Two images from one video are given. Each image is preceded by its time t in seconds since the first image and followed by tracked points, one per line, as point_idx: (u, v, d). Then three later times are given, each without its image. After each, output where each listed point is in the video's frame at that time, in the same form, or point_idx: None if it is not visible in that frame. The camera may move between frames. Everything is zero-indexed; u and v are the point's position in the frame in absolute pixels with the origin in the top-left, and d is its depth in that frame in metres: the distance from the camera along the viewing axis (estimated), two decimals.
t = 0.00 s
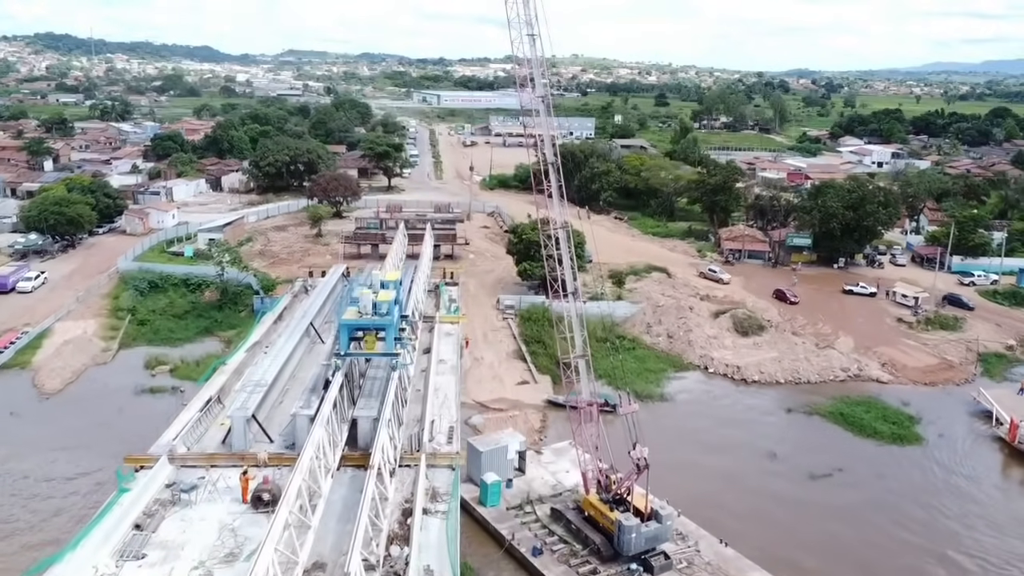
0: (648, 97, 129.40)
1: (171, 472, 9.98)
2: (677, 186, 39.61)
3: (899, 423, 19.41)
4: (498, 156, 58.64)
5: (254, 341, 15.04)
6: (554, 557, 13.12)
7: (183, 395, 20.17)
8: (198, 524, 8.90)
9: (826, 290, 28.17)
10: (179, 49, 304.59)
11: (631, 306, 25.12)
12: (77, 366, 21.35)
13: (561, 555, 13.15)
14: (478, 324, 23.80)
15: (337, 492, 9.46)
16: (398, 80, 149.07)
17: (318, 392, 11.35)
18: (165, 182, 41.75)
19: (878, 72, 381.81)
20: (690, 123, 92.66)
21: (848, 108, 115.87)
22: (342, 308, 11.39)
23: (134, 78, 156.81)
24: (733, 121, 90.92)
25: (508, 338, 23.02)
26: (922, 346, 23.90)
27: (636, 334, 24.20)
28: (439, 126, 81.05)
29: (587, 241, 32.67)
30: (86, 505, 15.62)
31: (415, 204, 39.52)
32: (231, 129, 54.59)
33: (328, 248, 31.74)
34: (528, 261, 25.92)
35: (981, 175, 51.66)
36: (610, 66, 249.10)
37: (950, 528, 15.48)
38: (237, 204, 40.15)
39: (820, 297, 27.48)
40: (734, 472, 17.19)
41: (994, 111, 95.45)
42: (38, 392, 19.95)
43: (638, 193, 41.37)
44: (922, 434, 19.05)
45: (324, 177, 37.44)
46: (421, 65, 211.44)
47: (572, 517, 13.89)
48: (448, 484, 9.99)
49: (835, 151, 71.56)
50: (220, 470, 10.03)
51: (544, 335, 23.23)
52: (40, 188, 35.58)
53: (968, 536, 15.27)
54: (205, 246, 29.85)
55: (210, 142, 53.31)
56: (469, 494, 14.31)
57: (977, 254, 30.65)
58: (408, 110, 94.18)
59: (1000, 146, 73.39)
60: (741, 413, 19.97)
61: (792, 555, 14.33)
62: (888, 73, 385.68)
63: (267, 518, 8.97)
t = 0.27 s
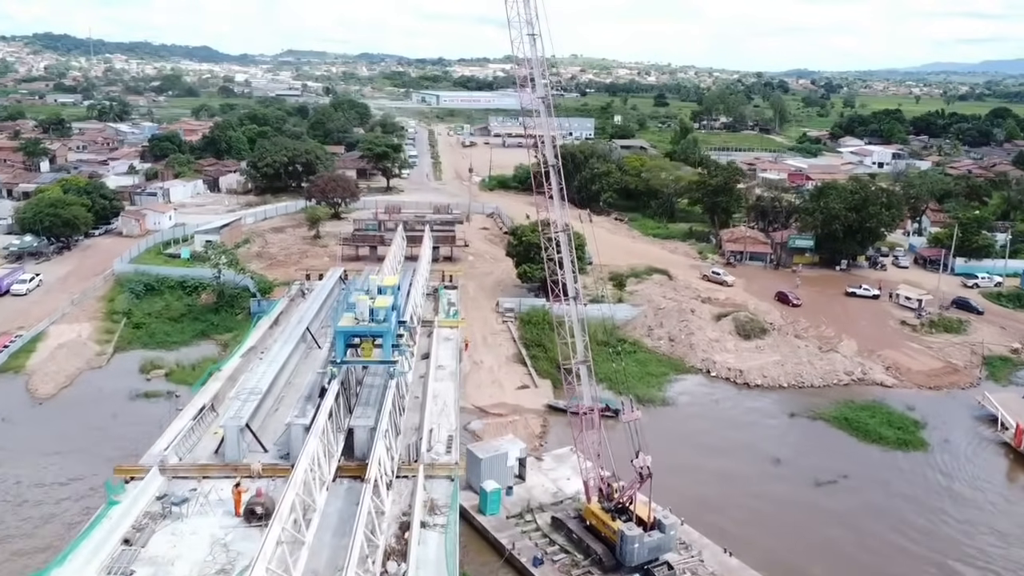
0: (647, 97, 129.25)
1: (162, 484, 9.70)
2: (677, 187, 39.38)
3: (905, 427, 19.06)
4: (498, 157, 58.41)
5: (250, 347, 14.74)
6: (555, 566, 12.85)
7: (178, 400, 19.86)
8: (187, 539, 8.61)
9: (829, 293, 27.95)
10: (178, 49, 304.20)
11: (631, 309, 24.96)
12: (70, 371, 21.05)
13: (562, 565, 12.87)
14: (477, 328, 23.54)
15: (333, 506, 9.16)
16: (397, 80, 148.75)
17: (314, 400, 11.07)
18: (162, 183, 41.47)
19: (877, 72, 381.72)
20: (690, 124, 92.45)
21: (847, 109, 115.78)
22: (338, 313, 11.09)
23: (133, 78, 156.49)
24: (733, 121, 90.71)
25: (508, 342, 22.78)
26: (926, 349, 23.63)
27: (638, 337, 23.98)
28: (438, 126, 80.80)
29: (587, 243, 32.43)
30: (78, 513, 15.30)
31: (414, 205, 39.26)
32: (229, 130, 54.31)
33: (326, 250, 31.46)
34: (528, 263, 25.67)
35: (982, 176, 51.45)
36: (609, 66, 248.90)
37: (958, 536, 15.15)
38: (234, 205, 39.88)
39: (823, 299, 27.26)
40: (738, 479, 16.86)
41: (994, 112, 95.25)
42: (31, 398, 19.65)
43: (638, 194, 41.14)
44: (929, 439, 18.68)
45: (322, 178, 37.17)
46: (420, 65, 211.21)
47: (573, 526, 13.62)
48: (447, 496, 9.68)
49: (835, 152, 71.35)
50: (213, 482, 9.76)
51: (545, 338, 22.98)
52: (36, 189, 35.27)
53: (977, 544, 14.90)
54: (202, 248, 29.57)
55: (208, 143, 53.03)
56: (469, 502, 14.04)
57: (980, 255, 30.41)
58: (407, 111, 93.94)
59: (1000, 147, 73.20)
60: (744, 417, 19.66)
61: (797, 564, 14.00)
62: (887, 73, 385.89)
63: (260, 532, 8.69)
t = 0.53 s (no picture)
0: (647, 97, 129.13)
1: (153, 492, 9.50)
2: (677, 187, 39.20)
3: (908, 430, 18.82)
4: (496, 157, 58.22)
5: (245, 351, 14.55)
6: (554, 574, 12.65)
7: (173, 404, 19.66)
8: (178, 550, 8.41)
9: (830, 294, 27.78)
10: (177, 49, 303.95)
11: (631, 311, 24.78)
12: (65, 374, 20.85)
13: (561, 572, 12.68)
14: (475, 330, 23.35)
15: (327, 516, 8.94)
16: (396, 81, 148.55)
17: (308, 407, 10.88)
18: (159, 184, 41.25)
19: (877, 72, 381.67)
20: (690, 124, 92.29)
21: (847, 109, 115.67)
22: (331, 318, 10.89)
23: (132, 78, 156.23)
24: (733, 121, 90.57)
25: (507, 344, 22.59)
26: (928, 352, 23.46)
27: (637, 339, 23.81)
28: (437, 127, 80.53)
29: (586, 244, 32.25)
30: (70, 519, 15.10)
31: (413, 206, 39.08)
32: (227, 130, 54.11)
33: (323, 251, 31.28)
34: (527, 265, 25.48)
35: (982, 176, 51.31)
36: (608, 66, 248.76)
37: (963, 541, 14.87)
38: (232, 206, 39.69)
39: (824, 301, 27.09)
40: (739, 484, 16.64)
41: (994, 112, 95.09)
42: (24, 401, 19.45)
43: (638, 194, 40.96)
44: (933, 441, 18.44)
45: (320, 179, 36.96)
46: (419, 65, 211.01)
47: (572, 532, 13.41)
48: (444, 505, 9.46)
49: (835, 152, 71.23)
50: (204, 490, 9.56)
51: (543, 340, 22.80)
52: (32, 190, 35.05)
53: (983, 551, 14.59)
54: (199, 249, 29.37)
55: (206, 143, 52.83)
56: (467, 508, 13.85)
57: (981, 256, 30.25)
58: (406, 111, 93.76)
59: (1000, 147, 73.07)
60: (745, 420, 19.44)
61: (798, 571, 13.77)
62: (886, 73, 385.93)
63: (252, 543, 8.48)
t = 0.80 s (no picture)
0: (646, 97, 129.09)
1: (143, 497, 9.36)
2: (677, 188, 39.07)
3: (908, 432, 18.65)
4: (496, 157, 58.09)
5: (238, 354, 14.41)
6: None
7: (168, 406, 19.51)
8: (167, 558, 8.26)
9: (830, 295, 27.64)
10: (177, 49, 303.68)
11: (630, 312, 24.64)
12: (60, 376, 20.70)
13: None
14: (473, 331, 23.20)
15: (319, 523, 8.78)
16: (396, 81, 148.48)
17: (300, 410, 10.73)
18: (157, 184, 41.09)
19: (876, 73, 381.77)
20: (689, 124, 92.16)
21: (846, 109, 115.60)
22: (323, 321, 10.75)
23: (131, 79, 156.10)
24: (732, 121, 90.48)
25: (504, 345, 22.45)
26: (928, 353, 23.32)
27: (636, 340, 23.70)
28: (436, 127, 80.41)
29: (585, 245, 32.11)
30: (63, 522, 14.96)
31: (411, 206, 38.95)
32: (225, 130, 53.97)
33: (321, 252, 31.14)
34: (525, 265, 25.33)
35: (982, 176, 51.20)
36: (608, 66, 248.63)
37: (964, 545, 14.68)
38: (230, 206, 39.55)
39: (824, 302, 26.96)
40: (738, 487, 16.48)
41: (994, 112, 94.98)
42: (18, 403, 19.30)
43: (637, 194, 40.84)
44: (933, 444, 18.28)
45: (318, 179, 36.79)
46: (418, 65, 210.97)
47: (569, 537, 13.27)
48: (438, 510, 9.30)
49: (835, 152, 71.12)
50: (195, 496, 9.41)
51: (542, 342, 22.66)
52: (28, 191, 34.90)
53: (984, 556, 14.37)
54: (195, 250, 29.22)
55: (204, 143, 52.70)
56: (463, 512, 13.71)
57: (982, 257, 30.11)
58: (405, 111, 93.68)
59: (1000, 147, 72.99)
60: (744, 423, 19.29)
61: None
62: (886, 74, 385.95)
63: (241, 550, 8.33)
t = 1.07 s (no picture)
0: (646, 98, 129.07)
1: (130, 501, 9.27)
2: (675, 188, 38.97)
3: (907, 433, 18.52)
4: (495, 157, 58.00)
5: (231, 355, 14.33)
6: None
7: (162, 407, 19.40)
8: (153, 562, 8.15)
9: (828, 295, 27.55)
10: (176, 49, 303.72)
11: (628, 313, 24.55)
12: (54, 377, 20.60)
13: None
14: (470, 332, 23.10)
15: (307, 527, 8.68)
16: (395, 81, 148.48)
17: (291, 412, 10.63)
18: (154, 185, 41.00)
19: (875, 73, 381.75)
20: (689, 124, 92.05)
21: (846, 109, 115.51)
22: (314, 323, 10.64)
23: (131, 79, 156.12)
24: (732, 121, 90.40)
25: (501, 346, 22.36)
26: (927, 354, 23.21)
27: (633, 341, 23.62)
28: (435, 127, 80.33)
29: (583, 245, 32.02)
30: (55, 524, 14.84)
31: (409, 206, 38.86)
32: (223, 130, 53.89)
33: (318, 252, 31.05)
34: (522, 266, 25.23)
35: (982, 176, 51.11)
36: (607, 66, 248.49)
37: (961, 546, 14.56)
38: (227, 207, 39.46)
39: (822, 302, 26.87)
40: (734, 488, 16.36)
41: (994, 112, 94.87)
42: (11, 404, 19.19)
43: (636, 194, 40.75)
44: (931, 445, 18.14)
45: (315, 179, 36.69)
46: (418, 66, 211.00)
47: (564, 539, 13.16)
48: (428, 514, 9.19)
49: (834, 152, 71.02)
50: (182, 499, 9.31)
51: (538, 342, 22.57)
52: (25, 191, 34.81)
53: (982, 557, 14.25)
54: (191, 251, 29.13)
55: (202, 144, 52.63)
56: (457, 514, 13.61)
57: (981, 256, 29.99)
58: (404, 112, 93.63)
59: (999, 147, 72.90)
60: (741, 423, 19.17)
61: None
62: (886, 74, 385.83)
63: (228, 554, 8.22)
